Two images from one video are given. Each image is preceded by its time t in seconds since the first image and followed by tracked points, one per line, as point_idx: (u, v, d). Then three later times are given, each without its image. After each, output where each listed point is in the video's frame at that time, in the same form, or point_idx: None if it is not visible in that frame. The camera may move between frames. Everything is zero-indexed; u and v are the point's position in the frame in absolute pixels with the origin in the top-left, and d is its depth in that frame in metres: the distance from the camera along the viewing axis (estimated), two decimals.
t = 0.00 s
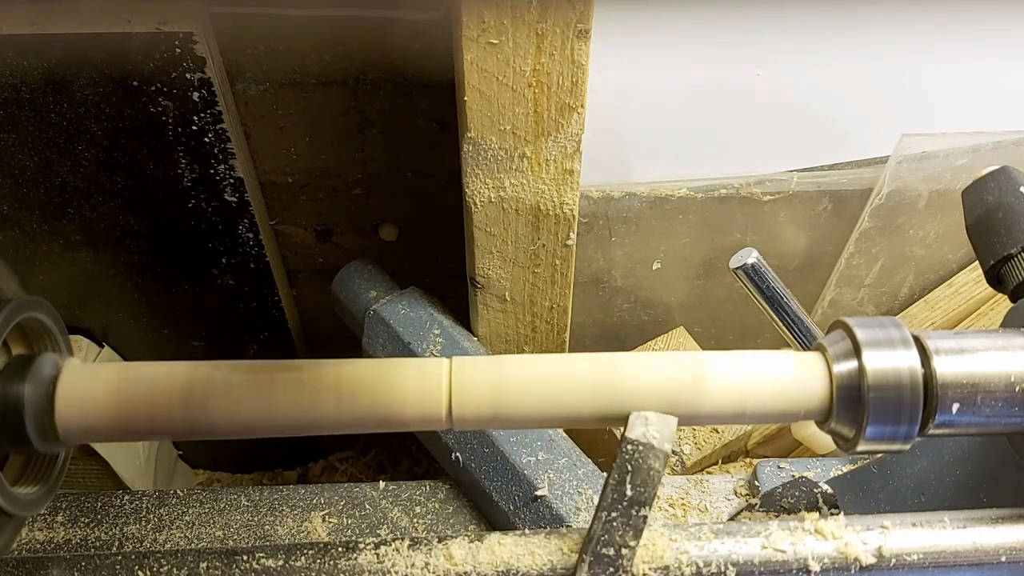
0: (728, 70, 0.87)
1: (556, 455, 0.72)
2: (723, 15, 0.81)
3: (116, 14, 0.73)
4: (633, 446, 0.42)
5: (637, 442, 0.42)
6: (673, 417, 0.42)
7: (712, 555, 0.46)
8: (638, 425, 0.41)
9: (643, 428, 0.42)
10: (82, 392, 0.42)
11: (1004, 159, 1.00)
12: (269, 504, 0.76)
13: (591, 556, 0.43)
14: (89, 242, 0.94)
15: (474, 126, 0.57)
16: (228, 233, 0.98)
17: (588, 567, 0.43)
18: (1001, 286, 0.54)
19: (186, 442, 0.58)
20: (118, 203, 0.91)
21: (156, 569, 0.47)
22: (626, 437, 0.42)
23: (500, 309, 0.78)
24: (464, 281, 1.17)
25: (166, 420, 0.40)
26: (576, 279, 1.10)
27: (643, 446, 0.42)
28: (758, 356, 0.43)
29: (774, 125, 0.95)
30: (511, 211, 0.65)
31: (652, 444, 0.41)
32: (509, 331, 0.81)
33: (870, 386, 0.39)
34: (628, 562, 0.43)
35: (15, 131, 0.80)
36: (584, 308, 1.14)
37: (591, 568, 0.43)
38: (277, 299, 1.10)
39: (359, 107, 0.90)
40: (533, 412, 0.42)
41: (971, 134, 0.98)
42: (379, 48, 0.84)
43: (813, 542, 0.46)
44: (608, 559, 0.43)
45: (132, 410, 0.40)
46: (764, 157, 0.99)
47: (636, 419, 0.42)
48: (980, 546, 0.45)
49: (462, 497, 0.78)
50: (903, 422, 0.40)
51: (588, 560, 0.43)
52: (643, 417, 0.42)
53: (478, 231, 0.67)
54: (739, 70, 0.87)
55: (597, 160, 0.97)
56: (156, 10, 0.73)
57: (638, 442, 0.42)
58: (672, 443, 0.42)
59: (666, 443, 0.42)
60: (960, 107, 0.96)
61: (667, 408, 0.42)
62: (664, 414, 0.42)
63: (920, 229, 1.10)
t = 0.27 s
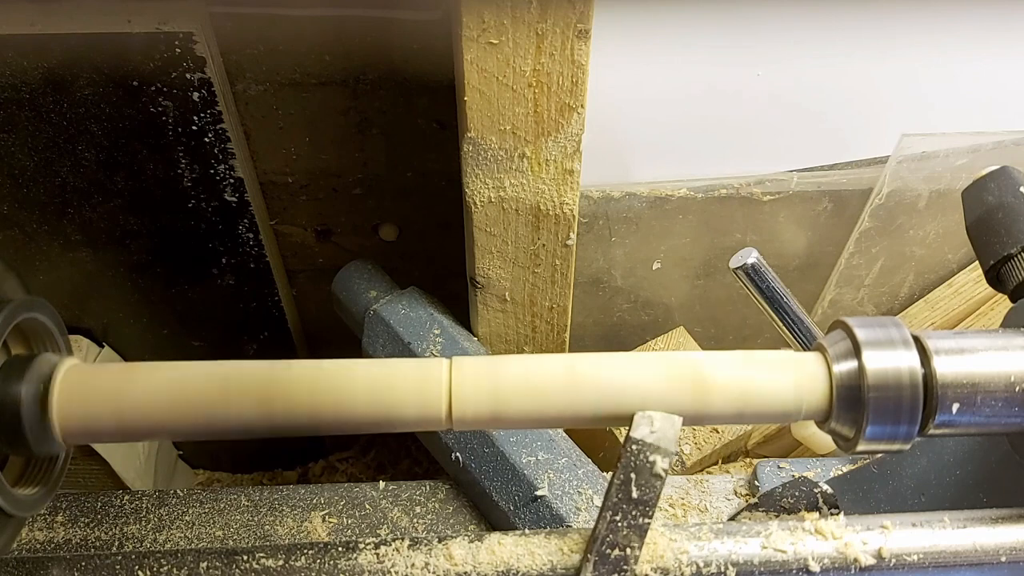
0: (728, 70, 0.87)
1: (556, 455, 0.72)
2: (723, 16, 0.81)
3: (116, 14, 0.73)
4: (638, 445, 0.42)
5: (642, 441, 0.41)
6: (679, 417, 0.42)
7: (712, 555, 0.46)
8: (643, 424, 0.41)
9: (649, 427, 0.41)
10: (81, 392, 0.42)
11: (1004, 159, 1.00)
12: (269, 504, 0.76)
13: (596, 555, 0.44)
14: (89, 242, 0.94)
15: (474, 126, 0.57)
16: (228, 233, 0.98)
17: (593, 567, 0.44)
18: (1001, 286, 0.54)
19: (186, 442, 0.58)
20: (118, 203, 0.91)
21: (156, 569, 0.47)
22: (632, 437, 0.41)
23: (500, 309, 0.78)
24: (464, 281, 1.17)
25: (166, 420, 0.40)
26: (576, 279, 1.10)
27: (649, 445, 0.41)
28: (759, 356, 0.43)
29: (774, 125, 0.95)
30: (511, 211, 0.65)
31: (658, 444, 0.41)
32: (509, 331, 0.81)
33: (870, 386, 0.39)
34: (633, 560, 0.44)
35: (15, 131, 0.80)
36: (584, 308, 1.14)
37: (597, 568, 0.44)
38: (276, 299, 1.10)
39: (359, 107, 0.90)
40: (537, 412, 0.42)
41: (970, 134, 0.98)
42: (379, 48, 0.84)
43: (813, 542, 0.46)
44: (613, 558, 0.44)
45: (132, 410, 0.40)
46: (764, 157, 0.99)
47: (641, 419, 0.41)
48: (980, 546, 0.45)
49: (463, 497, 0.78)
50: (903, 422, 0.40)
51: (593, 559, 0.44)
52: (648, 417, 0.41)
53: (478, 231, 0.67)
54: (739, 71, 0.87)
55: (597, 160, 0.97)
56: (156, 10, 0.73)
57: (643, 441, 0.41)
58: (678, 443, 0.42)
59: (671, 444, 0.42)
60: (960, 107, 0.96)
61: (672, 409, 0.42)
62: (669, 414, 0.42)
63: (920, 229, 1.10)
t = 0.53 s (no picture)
0: (728, 70, 0.87)
1: (556, 455, 0.72)
2: (723, 16, 0.81)
3: (116, 14, 0.73)
4: (645, 445, 0.41)
5: (650, 442, 0.41)
6: (685, 417, 0.42)
7: (712, 555, 0.46)
8: (650, 425, 0.41)
9: (655, 427, 0.41)
10: (82, 392, 0.42)
11: (1004, 159, 1.00)
12: (269, 504, 0.76)
13: (602, 555, 0.43)
14: (89, 242, 0.94)
15: (474, 126, 0.57)
16: (228, 233, 0.98)
17: (599, 567, 0.43)
18: (1001, 286, 0.54)
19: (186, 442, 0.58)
20: (118, 203, 0.91)
21: (156, 569, 0.47)
22: (638, 437, 0.41)
23: (500, 309, 0.78)
24: (464, 281, 1.17)
25: (167, 420, 0.40)
26: (576, 279, 1.10)
27: (656, 445, 0.41)
28: (760, 354, 0.43)
29: (774, 125, 0.95)
30: (511, 211, 0.65)
31: (664, 443, 0.41)
32: (509, 331, 0.81)
33: (870, 386, 0.39)
34: (639, 560, 0.43)
35: (15, 131, 0.80)
36: (584, 308, 1.14)
37: (603, 567, 0.43)
38: (277, 299, 1.10)
39: (359, 107, 0.90)
40: (541, 412, 0.42)
41: (970, 134, 0.98)
42: (379, 49, 0.84)
43: (813, 542, 0.46)
44: (619, 558, 0.43)
45: (132, 410, 0.40)
46: (764, 158, 0.99)
47: (648, 419, 0.41)
48: (980, 546, 0.45)
49: (463, 497, 0.78)
50: (903, 422, 0.40)
51: (599, 559, 0.43)
52: (655, 417, 0.41)
53: (478, 231, 0.67)
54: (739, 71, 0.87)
55: (597, 160, 0.97)
56: (156, 10, 0.73)
57: (650, 442, 0.41)
58: (685, 442, 0.41)
59: (678, 443, 0.41)
60: (960, 107, 0.96)
61: (677, 408, 0.42)
62: (675, 414, 0.42)
63: (920, 229, 1.10)
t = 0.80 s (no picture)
0: (728, 70, 0.87)
1: (556, 455, 0.72)
2: (723, 16, 0.81)
3: (116, 14, 0.73)
4: (654, 445, 0.41)
5: (659, 442, 0.41)
6: (693, 417, 0.42)
7: (713, 555, 0.46)
8: (658, 425, 0.41)
9: (664, 427, 0.41)
10: (82, 391, 0.42)
11: (1004, 159, 1.00)
12: (269, 504, 0.76)
13: (609, 556, 0.43)
14: (89, 242, 0.94)
15: (474, 126, 0.57)
16: (229, 233, 0.98)
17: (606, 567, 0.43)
18: (1001, 286, 0.54)
19: (186, 441, 0.58)
20: (118, 203, 0.91)
21: (155, 569, 0.47)
22: (646, 437, 0.41)
23: (500, 309, 0.77)
24: (464, 281, 1.17)
25: (167, 420, 0.40)
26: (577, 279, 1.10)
27: (664, 446, 0.41)
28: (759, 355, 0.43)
29: (774, 125, 0.95)
30: (511, 211, 0.65)
31: (673, 444, 0.41)
32: (509, 331, 0.81)
33: (870, 385, 0.39)
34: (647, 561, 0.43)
35: (15, 131, 0.80)
36: (584, 308, 1.14)
37: (611, 568, 0.43)
38: (277, 299, 1.10)
39: (359, 107, 0.90)
40: (548, 413, 0.42)
41: (970, 135, 0.98)
42: (379, 48, 0.84)
43: (813, 542, 0.46)
44: (627, 559, 0.43)
45: (132, 410, 0.40)
46: (764, 158, 0.99)
47: (656, 419, 0.41)
48: (980, 546, 0.45)
49: (463, 497, 0.78)
50: (903, 422, 0.40)
51: (607, 559, 0.43)
52: (663, 417, 0.41)
53: (478, 231, 0.67)
54: (738, 71, 0.87)
55: (597, 160, 0.97)
56: (156, 10, 0.73)
57: (658, 442, 0.41)
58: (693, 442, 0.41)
59: (687, 444, 0.41)
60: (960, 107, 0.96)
61: (677, 408, 0.42)
62: (683, 414, 0.42)
63: (920, 229, 1.10)
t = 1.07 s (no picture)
0: (728, 70, 0.87)
1: (556, 455, 0.72)
2: (723, 15, 0.81)
3: (116, 14, 0.73)
4: (664, 445, 0.41)
5: (668, 442, 0.41)
6: (704, 417, 0.42)
7: (713, 556, 0.46)
8: (669, 425, 0.41)
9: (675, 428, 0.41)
10: (81, 391, 0.42)
11: (1004, 159, 1.00)
12: (269, 504, 0.76)
13: (621, 556, 0.43)
14: (89, 242, 0.94)
15: (474, 126, 0.57)
16: (229, 233, 0.98)
17: (618, 567, 0.43)
18: (1001, 286, 0.54)
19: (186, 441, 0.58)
20: (118, 203, 0.91)
21: (156, 569, 0.47)
22: (656, 437, 0.41)
23: (500, 309, 0.77)
24: (464, 281, 1.17)
25: (168, 420, 0.40)
26: (577, 279, 1.10)
27: (674, 447, 0.41)
28: (759, 355, 0.43)
29: (773, 125, 0.95)
30: (511, 211, 0.65)
31: (684, 443, 0.41)
32: (510, 331, 0.81)
33: (870, 385, 0.39)
34: (659, 561, 0.43)
35: (15, 131, 0.80)
36: (583, 308, 1.14)
37: (622, 568, 0.42)
38: (277, 299, 1.10)
39: (359, 107, 0.90)
40: (557, 413, 0.42)
41: (970, 135, 0.98)
42: (379, 48, 0.84)
43: (814, 542, 0.46)
44: (639, 559, 0.43)
45: (132, 410, 0.40)
46: (764, 158, 0.99)
47: (667, 419, 0.41)
48: (980, 546, 0.45)
49: (463, 497, 0.78)
50: (903, 422, 0.40)
51: (619, 559, 0.43)
52: (673, 418, 0.41)
53: (478, 231, 0.67)
54: (739, 71, 0.87)
55: (597, 160, 0.97)
56: (156, 10, 0.73)
57: (668, 442, 0.41)
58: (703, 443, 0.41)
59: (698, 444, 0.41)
60: (961, 107, 0.96)
61: (676, 407, 0.42)
62: (695, 415, 0.42)
63: (920, 229, 1.10)
